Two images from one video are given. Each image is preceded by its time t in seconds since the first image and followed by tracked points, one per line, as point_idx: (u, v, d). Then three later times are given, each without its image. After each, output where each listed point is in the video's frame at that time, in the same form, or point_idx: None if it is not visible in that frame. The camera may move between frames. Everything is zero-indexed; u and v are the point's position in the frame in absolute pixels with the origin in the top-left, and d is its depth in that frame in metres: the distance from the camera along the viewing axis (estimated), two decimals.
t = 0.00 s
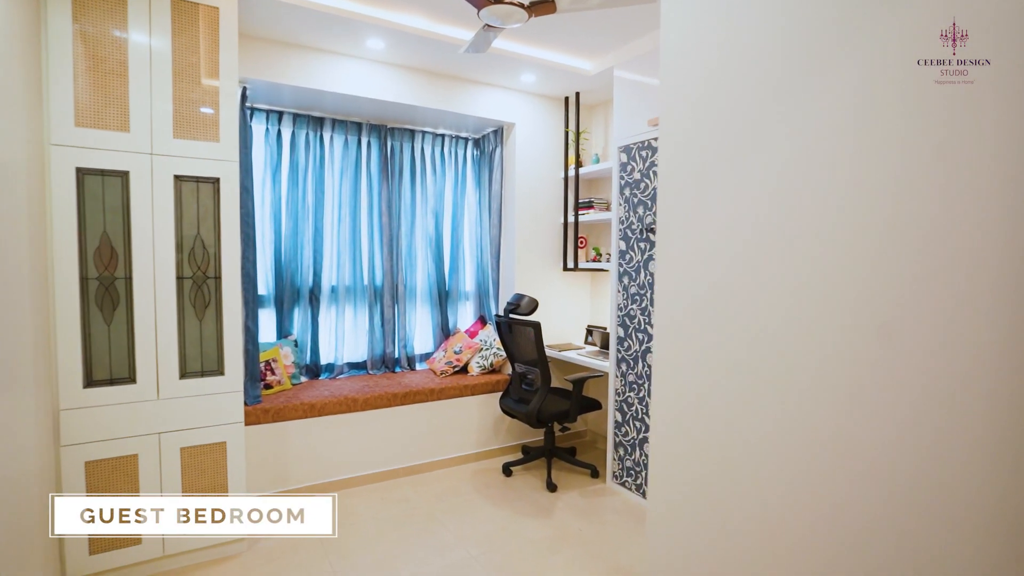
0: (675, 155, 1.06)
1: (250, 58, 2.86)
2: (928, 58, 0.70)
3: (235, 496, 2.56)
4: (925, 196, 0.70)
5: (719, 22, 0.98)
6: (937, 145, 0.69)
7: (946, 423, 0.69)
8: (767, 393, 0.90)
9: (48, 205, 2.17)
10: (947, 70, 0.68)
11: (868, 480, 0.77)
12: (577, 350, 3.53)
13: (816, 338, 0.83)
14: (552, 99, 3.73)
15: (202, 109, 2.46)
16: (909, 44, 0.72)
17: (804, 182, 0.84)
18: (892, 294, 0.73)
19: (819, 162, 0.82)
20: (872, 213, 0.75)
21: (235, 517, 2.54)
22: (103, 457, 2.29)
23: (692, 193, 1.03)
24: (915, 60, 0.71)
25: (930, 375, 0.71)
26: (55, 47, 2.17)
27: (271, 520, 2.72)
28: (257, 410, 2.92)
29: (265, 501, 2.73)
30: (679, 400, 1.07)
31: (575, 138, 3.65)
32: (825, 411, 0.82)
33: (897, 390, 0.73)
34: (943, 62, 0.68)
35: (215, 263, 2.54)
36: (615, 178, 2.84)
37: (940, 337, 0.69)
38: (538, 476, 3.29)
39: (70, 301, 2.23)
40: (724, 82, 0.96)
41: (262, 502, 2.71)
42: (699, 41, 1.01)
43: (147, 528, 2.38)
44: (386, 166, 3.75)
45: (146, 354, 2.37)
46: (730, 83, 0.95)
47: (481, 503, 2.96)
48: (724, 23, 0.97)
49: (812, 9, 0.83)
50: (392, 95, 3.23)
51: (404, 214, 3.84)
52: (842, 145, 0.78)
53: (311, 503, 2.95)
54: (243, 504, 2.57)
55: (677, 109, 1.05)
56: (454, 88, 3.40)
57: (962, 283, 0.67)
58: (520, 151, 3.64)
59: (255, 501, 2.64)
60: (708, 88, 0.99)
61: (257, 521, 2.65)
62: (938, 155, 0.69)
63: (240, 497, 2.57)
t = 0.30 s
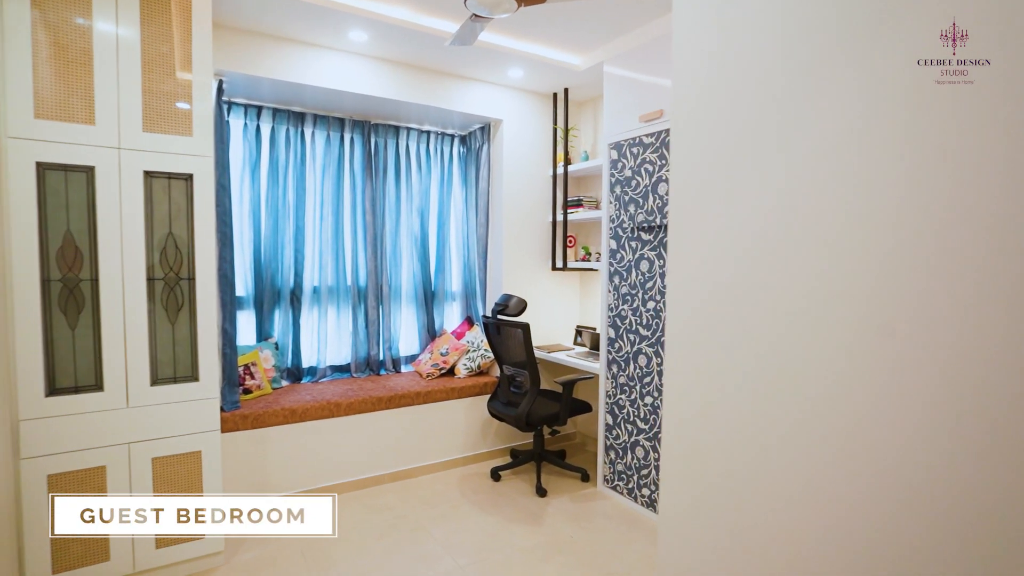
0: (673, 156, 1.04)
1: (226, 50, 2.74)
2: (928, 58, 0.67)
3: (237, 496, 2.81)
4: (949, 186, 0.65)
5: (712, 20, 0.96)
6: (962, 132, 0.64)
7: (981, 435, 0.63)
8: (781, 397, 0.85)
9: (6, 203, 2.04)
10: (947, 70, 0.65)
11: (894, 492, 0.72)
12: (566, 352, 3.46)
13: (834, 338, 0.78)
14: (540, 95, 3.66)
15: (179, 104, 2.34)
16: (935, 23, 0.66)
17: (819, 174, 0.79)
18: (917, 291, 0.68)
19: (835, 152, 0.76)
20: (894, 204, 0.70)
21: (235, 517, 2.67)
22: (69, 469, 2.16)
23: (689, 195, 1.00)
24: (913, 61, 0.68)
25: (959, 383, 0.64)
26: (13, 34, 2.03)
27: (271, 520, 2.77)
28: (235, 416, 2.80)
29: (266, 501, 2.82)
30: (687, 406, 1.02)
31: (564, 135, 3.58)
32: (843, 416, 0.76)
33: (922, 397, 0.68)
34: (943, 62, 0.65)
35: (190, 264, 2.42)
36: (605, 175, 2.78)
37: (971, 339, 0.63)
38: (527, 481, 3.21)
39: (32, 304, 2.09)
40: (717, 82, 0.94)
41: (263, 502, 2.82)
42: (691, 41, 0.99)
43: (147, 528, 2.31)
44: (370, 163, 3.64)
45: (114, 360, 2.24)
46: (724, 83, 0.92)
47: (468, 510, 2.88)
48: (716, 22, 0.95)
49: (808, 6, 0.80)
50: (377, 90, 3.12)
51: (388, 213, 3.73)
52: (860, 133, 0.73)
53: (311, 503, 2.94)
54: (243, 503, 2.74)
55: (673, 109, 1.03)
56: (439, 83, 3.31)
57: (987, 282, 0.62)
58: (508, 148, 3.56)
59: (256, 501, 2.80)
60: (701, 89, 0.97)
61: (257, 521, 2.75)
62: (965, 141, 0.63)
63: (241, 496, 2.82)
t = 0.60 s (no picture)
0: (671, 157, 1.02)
1: (199, 40, 2.61)
2: (929, 58, 0.66)
3: (233, 497, 2.74)
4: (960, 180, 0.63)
5: (709, 21, 0.94)
6: (973, 127, 0.62)
7: (1001, 438, 0.60)
8: (791, 402, 0.82)
9: None
10: (947, 70, 0.64)
11: (912, 500, 0.68)
12: (554, 353, 3.40)
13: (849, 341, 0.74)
14: (527, 92, 3.59)
15: (150, 98, 2.22)
16: (937, 21, 0.66)
17: (828, 171, 0.76)
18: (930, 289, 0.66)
19: (845, 146, 0.74)
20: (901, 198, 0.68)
21: (235, 517, 2.72)
22: (26, 484, 2.03)
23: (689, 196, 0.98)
24: (914, 61, 0.68)
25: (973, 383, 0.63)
26: None
27: (271, 521, 2.75)
28: (210, 423, 2.68)
29: (267, 501, 2.80)
30: (691, 412, 0.98)
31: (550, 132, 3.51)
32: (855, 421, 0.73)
33: (934, 399, 0.66)
34: (944, 62, 0.65)
35: (158, 266, 2.28)
36: (593, 173, 2.72)
37: (991, 338, 0.61)
38: (515, 486, 3.13)
39: None
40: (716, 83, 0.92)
41: (264, 502, 2.80)
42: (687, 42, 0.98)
43: (146, 528, 2.25)
44: (351, 160, 3.52)
45: (75, 373, 2.10)
46: (723, 84, 0.91)
47: (455, 516, 2.80)
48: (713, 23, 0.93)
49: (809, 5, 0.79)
50: (359, 84, 3.01)
51: (370, 211, 3.62)
52: (867, 129, 0.72)
53: (312, 503, 2.88)
54: (242, 504, 2.75)
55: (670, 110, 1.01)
56: (423, 77, 3.21)
57: (1004, 282, 0.60)
58: (493, 145, 3.48)
59: (257, 501, 2.79)
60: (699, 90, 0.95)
61: (258, 521, 2.75)
62: (978, 135, 0.62)
63: (238, 497, 2.75)
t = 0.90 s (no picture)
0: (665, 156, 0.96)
1: (165, 28, 2.46)
2: (929, 58, 0.63)
3: (233, 497, 2.68)
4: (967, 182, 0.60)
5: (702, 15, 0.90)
6: (976, 134, 0.59)
7: None
8: (797, 417, 0.77)
9: None
10: (947, 70, 0.61)
11: (929, 523, 0.64)
12: (539, 355, 3.34)
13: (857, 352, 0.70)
14: (510, 89, 3.51)
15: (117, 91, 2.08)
16: (936, 22, 0.63)
17: (830, 174, 0.72)
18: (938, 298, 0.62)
19: (847, 149, 0.70)
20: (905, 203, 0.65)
21: (235, 517, 2.68)
22: None
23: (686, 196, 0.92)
24: (915, 60, 0.65)
25: (987, 397, 0.59)
26: None
27: (271, 521, 2.72)
28: (180, 433, 2.54)
29: (267, 501, 2.75)
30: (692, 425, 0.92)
31: (534, 129, 3.44)
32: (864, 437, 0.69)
33: (946, 412, 0.62)
34: (944, 63, 0.62)
35: (121, 267, 2.14)
36: (580, 171, 2.66)
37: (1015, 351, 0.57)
38: (501, 492, 3.05)
39: None
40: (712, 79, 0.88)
41: (264, 501, 2.74)
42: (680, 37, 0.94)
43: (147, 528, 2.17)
44: (329, 157, 3.40)
45: (30, 388, 1.95)
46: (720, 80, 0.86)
47: (439, 525, 2.70)
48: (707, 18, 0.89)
49: None
50: (337, 78, 2.89)
51: (350, 210, 3.50)
52: (869, 129, 0.68)
53: (312, 502, 2.85)
54: (242, 504, 2.70)
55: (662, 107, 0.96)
56: (404, 72, 3.11)
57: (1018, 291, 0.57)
58: (476, 142, 3.39)
59: (257, 500, 2.73)
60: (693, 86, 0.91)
61: (257, 521, 2.71)
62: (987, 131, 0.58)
63: (238, 497, 2.69)
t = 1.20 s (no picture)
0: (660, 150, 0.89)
1: (127, 14, 2.30)
2: (931, 57, 0.55)
3: (234, 497, 2.62)
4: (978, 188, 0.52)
5: None
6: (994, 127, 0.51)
7: None
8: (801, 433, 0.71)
9: None
10: (947, 70, 0.54)
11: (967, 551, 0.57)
12: (523, 358, 3.27)
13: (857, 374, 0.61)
14: (492, 85, 3.43)
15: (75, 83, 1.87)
16: (934, 21, 0.55)
17: (826, 173, 0.65)
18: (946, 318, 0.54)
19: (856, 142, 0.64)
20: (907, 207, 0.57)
21: (235, 517, 2.63)
22: None
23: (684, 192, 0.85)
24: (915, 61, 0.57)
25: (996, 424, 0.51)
26: None
27: (271, 521, 2.69)
28: (146, 444, 2.40)
29: (267, 501, 2.70)
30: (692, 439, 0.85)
31: (517, 127, 3.36)
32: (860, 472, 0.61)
33: (953, 451, 0.53)
34: (943, 62, 0.55)
35: (80, 270, 1.93)
36: (565, 170, 2.59)
37: None
38: (485, 499, 2.97)
39: None
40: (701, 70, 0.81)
41: (264, 501, 2.69)
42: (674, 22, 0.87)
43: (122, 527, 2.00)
44: (305, 154, 3.27)
45: None
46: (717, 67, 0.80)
47: (421, 535, 2.60)
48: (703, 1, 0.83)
49: None
50: (312, 70, 2.76)
51: (327, 209, 3.37)
52: (868, 126, 0.60)
53: (312, 502, 2.82)
54: (242, 504, 2.64)
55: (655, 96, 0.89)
56: (383, 66, 3.00)
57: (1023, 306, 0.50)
58: (459, 140, 3.30)
59: (257, 500, 2.68)
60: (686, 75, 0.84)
61: (257, 521, 2.67)
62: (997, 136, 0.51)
63: (238, 497, 2.63)
